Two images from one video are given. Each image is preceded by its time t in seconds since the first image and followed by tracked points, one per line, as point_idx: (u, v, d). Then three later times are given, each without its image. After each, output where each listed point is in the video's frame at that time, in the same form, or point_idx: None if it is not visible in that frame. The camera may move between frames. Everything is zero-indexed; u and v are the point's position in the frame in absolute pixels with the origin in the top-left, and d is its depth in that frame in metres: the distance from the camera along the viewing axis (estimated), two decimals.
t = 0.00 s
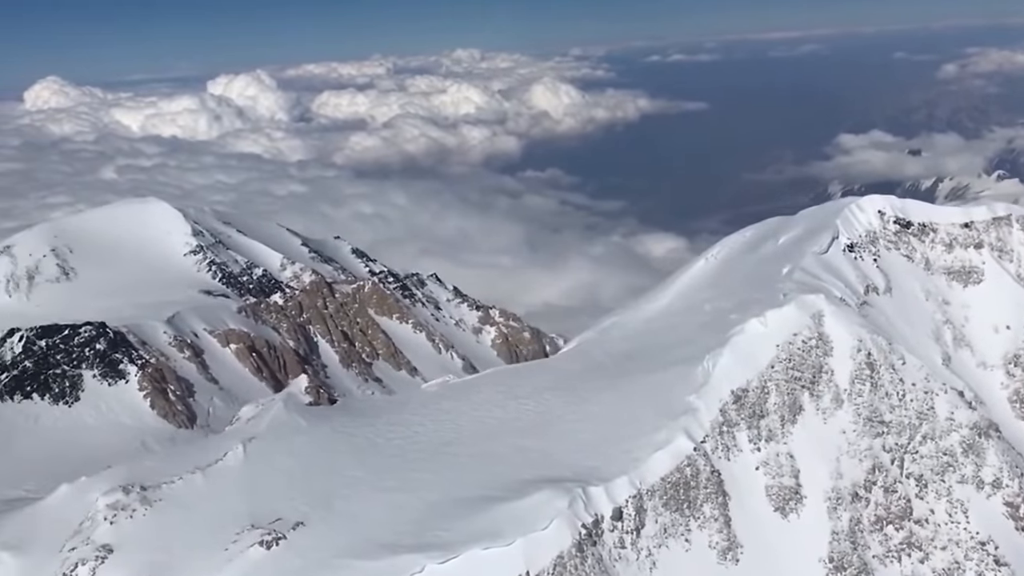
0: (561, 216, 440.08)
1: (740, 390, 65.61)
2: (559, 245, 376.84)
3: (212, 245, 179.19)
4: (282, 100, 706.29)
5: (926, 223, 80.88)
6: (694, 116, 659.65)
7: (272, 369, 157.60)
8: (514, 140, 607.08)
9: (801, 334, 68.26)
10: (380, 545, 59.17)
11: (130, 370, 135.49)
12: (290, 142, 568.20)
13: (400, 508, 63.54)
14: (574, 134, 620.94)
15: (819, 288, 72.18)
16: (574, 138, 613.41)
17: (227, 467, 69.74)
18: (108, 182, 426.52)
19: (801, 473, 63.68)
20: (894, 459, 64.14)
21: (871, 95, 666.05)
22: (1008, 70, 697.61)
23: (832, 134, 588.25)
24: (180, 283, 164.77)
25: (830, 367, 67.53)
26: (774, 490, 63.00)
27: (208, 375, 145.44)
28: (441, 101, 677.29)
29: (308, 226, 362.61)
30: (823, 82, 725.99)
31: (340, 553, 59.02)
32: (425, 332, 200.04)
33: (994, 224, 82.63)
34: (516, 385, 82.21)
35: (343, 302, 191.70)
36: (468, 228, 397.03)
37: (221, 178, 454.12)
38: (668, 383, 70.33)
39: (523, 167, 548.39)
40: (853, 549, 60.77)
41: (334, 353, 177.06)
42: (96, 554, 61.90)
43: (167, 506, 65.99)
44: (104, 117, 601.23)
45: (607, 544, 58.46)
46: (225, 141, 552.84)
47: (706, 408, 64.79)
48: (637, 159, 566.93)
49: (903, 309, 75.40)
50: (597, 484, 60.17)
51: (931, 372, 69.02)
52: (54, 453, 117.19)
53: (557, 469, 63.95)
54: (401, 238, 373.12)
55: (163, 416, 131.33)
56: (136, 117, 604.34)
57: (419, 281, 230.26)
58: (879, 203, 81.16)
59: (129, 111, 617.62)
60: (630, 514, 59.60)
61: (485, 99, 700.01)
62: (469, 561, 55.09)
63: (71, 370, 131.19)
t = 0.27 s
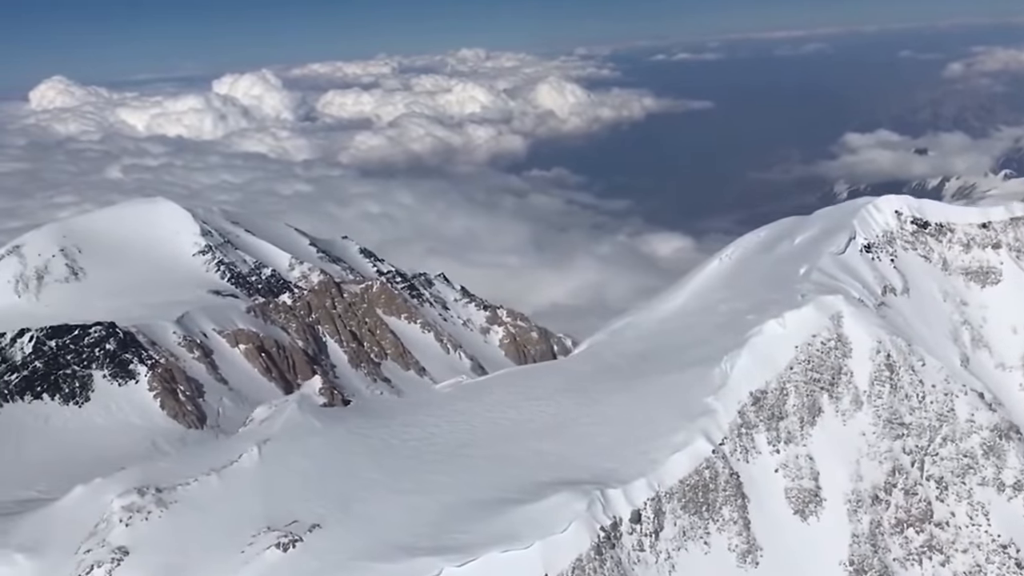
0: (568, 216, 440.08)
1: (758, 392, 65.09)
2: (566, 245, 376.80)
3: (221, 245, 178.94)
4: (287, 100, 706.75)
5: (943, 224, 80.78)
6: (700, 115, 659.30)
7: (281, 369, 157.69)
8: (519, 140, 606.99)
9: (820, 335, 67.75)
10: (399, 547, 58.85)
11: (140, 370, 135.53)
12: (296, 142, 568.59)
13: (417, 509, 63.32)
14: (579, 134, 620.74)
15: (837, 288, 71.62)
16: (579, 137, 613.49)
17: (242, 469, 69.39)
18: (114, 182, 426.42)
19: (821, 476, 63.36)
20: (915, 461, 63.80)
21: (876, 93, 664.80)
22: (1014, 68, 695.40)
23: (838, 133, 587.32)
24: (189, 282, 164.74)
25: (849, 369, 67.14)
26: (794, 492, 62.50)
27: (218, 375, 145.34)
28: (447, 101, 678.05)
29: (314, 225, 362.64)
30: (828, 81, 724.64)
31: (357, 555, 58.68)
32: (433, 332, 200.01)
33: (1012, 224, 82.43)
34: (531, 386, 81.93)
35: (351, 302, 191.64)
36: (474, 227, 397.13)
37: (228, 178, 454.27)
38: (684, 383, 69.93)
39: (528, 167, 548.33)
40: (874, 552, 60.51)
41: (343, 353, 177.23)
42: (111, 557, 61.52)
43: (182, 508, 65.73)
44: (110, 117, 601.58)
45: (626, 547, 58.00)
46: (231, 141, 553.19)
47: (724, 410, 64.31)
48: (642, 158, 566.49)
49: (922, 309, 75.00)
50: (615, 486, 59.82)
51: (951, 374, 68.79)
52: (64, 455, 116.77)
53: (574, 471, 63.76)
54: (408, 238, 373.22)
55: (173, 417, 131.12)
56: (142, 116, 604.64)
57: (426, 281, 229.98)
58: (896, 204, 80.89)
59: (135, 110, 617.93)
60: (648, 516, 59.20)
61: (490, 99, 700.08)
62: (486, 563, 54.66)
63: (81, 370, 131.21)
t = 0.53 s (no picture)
0: (575, 213, 439.32)
1: (783, 393, 65.40)
2: (574, 242, 375.94)
3: (232, 244, 178.46)
4: (293, 98, 706.70)
5: (966, 222, 80.40)
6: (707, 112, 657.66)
7: (293, 368, 157.61)
8: (525, 137, 606.29)
9: (845, 335, 68.02)
10: (421, 549, 58.32)
11: (152, 369, 135.28)
12: (303, 140, 568.30)
13: (438, 510, 62.90)
14: (586, 131, 619.75)
15: (859, 288, 71.55)
16: (586, 134, 612.62)
17: (262, 469, 69.08)
18: (122, 180, 426.29)
19: (846, 478, 62.32)
20: (940, 462, 62.47)
21: (884, 89, 662.16)
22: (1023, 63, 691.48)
23: (846, 130, 585.16)
24: (200, 281, 164.58)
25: (874, 369, 66.65)
26: (818, 494, 61.51)
27: (229, 374, 145.11)
28: (453, 98, 677.37)
29: (322, 223, 362.25)
30: (836, 77, 722.13)
31: (379, 556, 58.35)
32: (443, 331, 199.64)
33: None
34: (547, 386, 81.18)
35: (361, 300, 191.33)
36: (481, 225, 396.47)
37: (235, 175, 454.05)
38: (705, 383, 69.70)
39: (535, 164, 547.44)
40: (900, 554, 58.74)
41: (353, 351, 176.99)
42: (132, 558, 61.11)
43: (202, 509, 65.37)
44: (116, 115, 601.83)
45: (650, 549, 57.45)
46: (238, 139, 552.98)
47: (748, 411, 64.62)
48: (650, 156, 565.30)
49: (945, 308, 74.39)
50: (639, 488, 60.00)
51: (977, 375, 68.09)
52: (77, 455, 116.50)
53: (597, 472, 63.19)
54: (415, 235, 372.70)
55: (185, 415, 130.96)
56: (149, 114, 604.74)
57: (436, 279, 229.35)
58: (918, 202, 80.89)
59: (141, 108, 618.18)
60: (672, 518, 58.90)
61: (496, 96, 699.26)
62: (510, 565, 54.55)
63: (94, 369, 130.93)
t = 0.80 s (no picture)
0: (583, 209, 438.43)
1: (809, 392, 63.87)
2: (582, 238, 375.21)
3: (243, 241, 178.21)
4: (300, 94, 706.09)
5: (989, 219, 79.88)
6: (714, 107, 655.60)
7: (305, 365, 157.59)
8: (533, 132, 605.20)
9: (871, 332, 66.39)
10: (445, 548, 57.60)
11: (166, 366, 134.97)
12: (310, 137, 567.96)
13: (460, 511, 62.26)
14: (593, 127, 618.69)
15: (885, 285, 70.40)
16: (593, 130, 611.34)
17: (282, 468, 68.65)
18: (130, 177, 426.43)
19: (875, 477, 62.22)
20: (969, 461, 62.73)
21: (893, 83, 658.90)
22: None
23: (855, 124, 582.63)
24: (213, 278, 164.43)
25: (901, 367, 65.81)
26: (847, 494, 61.47)
27: (242, 371, 144.98)
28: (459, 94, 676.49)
29: (330, 220, 361.88)
30: (844, 71, 719.15)
31: (402, 556, 57.61)
32: (454, 327, 199.46)
33: None
34: (568, 384, 80.65)
35: (373, 297, 191.10)
36: (489, 221, 395.93)
37: (242, 172, 453.80)
38: (729, 382, 69.10)
39: (543, 160, 546.49)
40: (929, 554, 59.67)
41: (365, 348, 176.90)
42: (153, 559, 60.20)
43: (222, 509, 64.82)
44: (124, 112, 601.99)
45: (676, 550, 56.77)
46: (245, 135, 552.71)
47: (773, 410, 63.16)
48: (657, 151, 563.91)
49: (969, 307, 73.79)
50: (665, 488, 58.68)
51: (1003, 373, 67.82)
52: (92, 453, 116.21)
53: (622, 473, 62.58)
54: (423, 232, 372.25)
55: (199, 413, 130.55)
56: (156, 111, 604.84)
57: (447, 275, 228.85)
58: (941, 199, 80.05)
59: (149, 105, 618.29)
60: (699, 519, 58.04)
61: (503, 92, 698.06)
62: (536, 566, 53.61)
63: (108, 367, 130.64)
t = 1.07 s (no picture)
0: (588, 205, 437.51)
1: (830, 390, 64.91)
2: (588, 235, 374.46)
3: (252, 238, 178.22)
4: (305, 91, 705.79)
5: (1011, 215, 77.83)
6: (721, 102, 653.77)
7: (315, 363, 157.61)
8: (538, 129, 604.25)
9: (893, 330, 67.29)
10: (465, 548, 57.33)
11: (176, 364, 135.22)
12: (316, 133, 567.66)
13: (478, 510, 62.04)
14: (599, 123, 617.45)
15: (904, 282, 71.01)
16: (599, 126, 610.15)
17: (301, 468, 68.88)
18: (136, 174, 426.65)
19: (897, 475, 60.59)
20: (994, 459, 60.16)
21: (900, 76, 655.57)
22: None
23: (862, 119, 580.17)
24: (222, 276, 164.47)
25: (923, 364, 65.34)
26: (868, 493, 59.97)
27: (253, 369, 144.90)
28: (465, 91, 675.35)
29: (336, 216, 361.58)
30: (851, 65, 716.26)
31: (422, 556, 57.42)
32: (463, 324, 199.02)
33: None
34: (584, 382, 80.21)
35: (382, 294, 190.98)
36: (495, 217, 395.40)
37: (248, 169, 453.71)
38: (749, 380, 69.50)
39: (548, 157, 545.48)
40: (953, 554, 56.47)
41: (374, 346, 176.80)
42: (172, 559, 60.06)
43: (241, 509, 64.82)
44: (130, 110, 602.22)
45: (698, 548, 56.45)
46: (251, 132, 552.81)
47: (795, 408, 64.31)
48: (663, 147, 562.65)
49: (992, 303, 71.50)
50: (687, 487, 59.17)
51: None
52: (103, 452, 115.79)
53: (643, 471, 62.69)
54: (429, 228, 371.73)
55: (210, 411, 130.60)
56: (162, 108, 605.14)
57: (455, 272, 228.30)
58: (961, 193, 79.36)
59: (155, 102, 618.53)
60: (721, 518, 57.99)
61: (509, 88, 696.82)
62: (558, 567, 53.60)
63: (119, 365, 130.81)
